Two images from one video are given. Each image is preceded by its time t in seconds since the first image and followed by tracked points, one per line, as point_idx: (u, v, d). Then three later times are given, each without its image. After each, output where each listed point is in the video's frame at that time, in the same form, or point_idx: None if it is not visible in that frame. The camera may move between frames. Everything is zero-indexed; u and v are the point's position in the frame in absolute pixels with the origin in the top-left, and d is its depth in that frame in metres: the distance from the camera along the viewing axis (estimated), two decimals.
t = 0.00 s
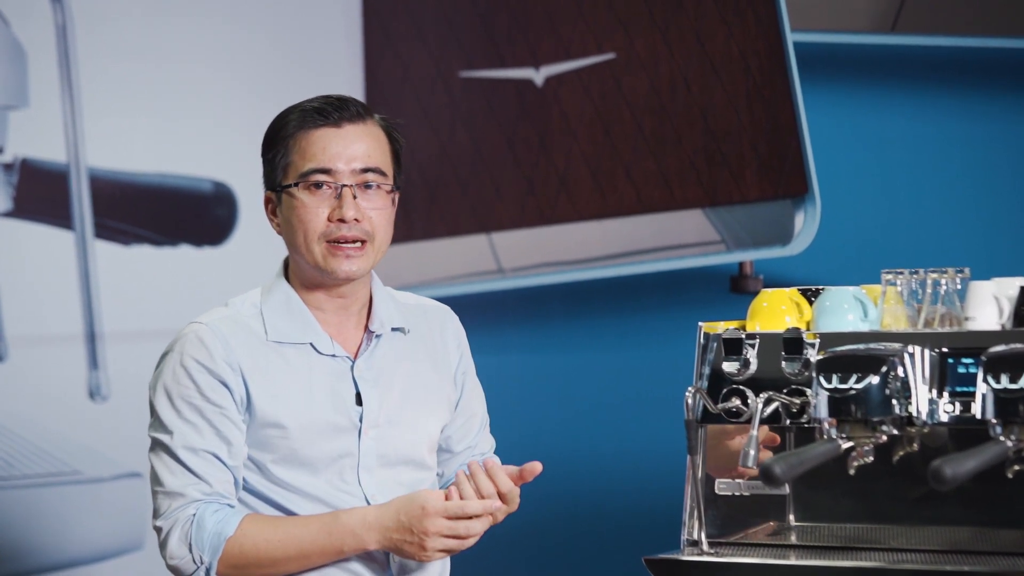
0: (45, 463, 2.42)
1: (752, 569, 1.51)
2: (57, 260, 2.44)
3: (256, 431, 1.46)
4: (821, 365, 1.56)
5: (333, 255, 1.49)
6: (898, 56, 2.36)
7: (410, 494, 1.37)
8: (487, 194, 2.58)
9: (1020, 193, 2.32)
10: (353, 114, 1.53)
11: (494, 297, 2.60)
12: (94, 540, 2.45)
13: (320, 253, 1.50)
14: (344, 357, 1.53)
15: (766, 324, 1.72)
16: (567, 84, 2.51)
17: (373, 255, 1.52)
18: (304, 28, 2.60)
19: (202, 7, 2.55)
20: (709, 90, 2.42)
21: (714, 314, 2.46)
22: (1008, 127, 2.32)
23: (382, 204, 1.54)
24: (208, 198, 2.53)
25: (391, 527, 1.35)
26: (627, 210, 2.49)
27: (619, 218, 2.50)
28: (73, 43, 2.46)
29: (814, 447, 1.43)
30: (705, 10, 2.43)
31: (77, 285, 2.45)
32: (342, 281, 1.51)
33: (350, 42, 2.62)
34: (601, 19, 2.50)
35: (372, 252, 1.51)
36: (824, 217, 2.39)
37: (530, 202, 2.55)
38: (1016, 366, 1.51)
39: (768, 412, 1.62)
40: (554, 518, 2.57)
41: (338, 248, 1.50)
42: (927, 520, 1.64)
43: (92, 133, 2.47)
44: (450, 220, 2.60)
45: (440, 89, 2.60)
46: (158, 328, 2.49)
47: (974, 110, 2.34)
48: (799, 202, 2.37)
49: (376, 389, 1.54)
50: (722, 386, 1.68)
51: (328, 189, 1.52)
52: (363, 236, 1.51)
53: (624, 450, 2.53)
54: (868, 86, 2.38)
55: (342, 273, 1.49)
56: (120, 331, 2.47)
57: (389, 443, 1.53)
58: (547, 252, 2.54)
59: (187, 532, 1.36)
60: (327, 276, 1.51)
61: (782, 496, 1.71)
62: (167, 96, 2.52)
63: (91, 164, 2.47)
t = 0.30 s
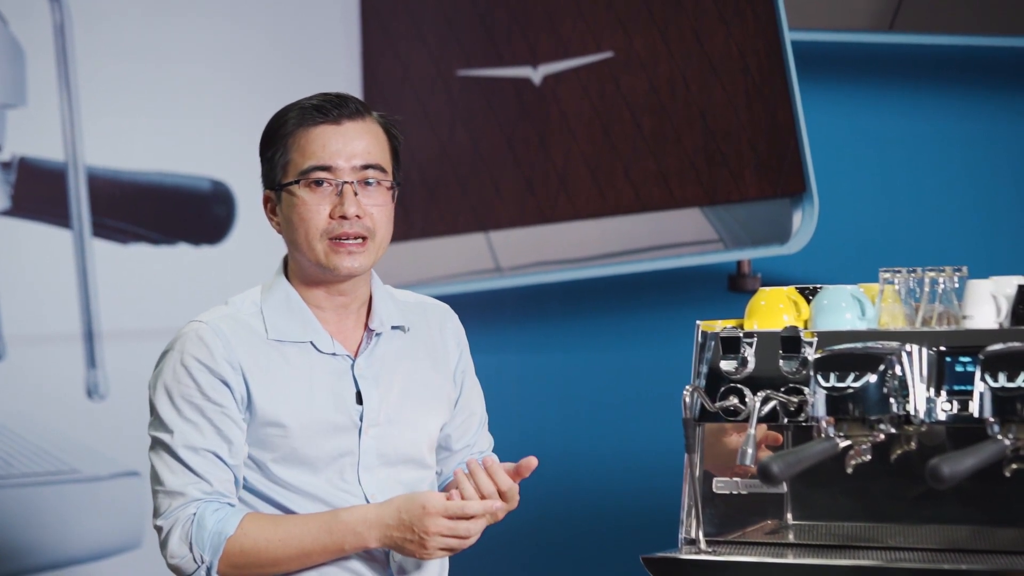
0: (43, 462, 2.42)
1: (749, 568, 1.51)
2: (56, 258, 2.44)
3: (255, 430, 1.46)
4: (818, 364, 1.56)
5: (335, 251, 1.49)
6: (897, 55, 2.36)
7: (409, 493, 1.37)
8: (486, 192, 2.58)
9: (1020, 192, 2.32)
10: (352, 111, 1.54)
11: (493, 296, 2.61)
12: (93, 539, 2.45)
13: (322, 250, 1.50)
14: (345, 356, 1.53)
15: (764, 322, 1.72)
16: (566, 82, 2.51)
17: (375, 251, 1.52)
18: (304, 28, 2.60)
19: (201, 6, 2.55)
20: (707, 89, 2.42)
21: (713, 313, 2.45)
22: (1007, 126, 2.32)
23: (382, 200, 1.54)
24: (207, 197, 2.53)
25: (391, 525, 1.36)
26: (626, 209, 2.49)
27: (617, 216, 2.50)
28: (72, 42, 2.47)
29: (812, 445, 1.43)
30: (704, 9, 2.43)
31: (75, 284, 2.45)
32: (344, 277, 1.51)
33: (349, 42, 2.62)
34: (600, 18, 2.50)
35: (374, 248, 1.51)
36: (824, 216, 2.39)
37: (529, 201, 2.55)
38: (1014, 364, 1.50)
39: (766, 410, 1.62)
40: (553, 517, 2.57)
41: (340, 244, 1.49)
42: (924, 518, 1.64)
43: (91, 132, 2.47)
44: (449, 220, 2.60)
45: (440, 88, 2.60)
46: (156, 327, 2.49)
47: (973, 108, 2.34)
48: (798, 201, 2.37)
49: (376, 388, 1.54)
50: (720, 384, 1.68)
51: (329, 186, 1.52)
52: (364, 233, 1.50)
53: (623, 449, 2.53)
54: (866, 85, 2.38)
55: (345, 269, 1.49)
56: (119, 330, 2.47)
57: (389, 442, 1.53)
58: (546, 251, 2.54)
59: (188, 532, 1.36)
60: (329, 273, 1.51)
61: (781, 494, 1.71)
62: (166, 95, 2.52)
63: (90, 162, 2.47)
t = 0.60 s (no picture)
0: (42, 461, 2.42)
1: (748, 567, 1.51)
2: (55, 257, 2.44)
3: (256, 431, 1.46)
4: (817, 363, 1.56)
5: (341, 251, 1.49)
6: (895, 54, 2.36)
7: (410, 487, 1.37)
8: (486, 191, 2.58)
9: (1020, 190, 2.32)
10: (358, 110, 1.54)
11: (493, 296, 2.60)
12: (92, 538, 2.45)
13: (328, 250, 1.50)
14: (345, 356, 1.53)
15: (763, 321, 1.72)
16: (565, 82, 2.52)
17: (379, 251, 1.52)
18: (303, 27, 2.60)
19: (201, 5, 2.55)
20: (706, 87, 2.42)
21: (713, 312, 2.45)
22: (1007, 125, 2.32)
23: (387, 201, 1.54)
24: (206, 196, 2.53)
25: (395, 519, 1.36)
26: (626, 208, 2.49)
27: (616, 215, 2.50)
28: (71, 41, 2.47)
29: (811, 444, 1.44)
30: (703, 9, 2.43)
31: (75, 283, 2.45)
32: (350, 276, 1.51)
33: (349, 41, 2.61)
34: (599, 17, 2.50)
35: (379, 248, 1.52)
36: (824, 216, 2.38)
37: (528, 200, 2.55)
38: (1013, 362, 1.50)
39: (765, 409, 1.62)
40: (552, 517, 2.57)
41: (346, 244, 1.50)
42: (922, 518, 1.64)
43: (90, 131, 2.47)
44: (449, 219, 2.60)
45: (439, 88, 2.61)
46: (155, 326, 2.48)
47: (973, 107, 2.33)
48: (797, 200, 2.37)
49: (376, 388, 1.54)
50: (718, 383, 1.68)
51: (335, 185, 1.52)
52: (371, 233, 1.51)
53: (622, 449, 2.53)
54: (865, 84, 2.38)
55: (351, 269, 1.49)
56: (118, 329, 2.47)
57: (390, 442, 1.53)
58: (545, 250, 2.54)
59: (190, 533, 1.36)
60: (334, 273, 1.51)
61: (779, 492, 1.71)
62: (166, 94, 2.52)
63: (89, 162, 2.47)
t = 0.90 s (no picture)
0: (42, 464, 2.43)
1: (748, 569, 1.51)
2: (55, 260, 2.45)
3: (257, 439, 1.46)
4: (817, 365, 1.55)
5: (367, 260, 1.51)
6: (894, 56, 2.36)
7: (415, 488, 1.37)
8: (486, 193, 2.58)
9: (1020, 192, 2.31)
10: (396, 120, 1.55)
11: (493, 298, 2.61)
12: (92, 541, 2.45)
13: (358, 255, 1.50)
14: (342, 360, 1.53)
15: (763, 324, 1.72)
16: (564, 84, 2.52)
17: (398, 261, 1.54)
18: (303, 28, 2.59)
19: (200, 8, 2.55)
20: (706, 89, 2.42)
21: (713, 314, 2.45)
22: (1007, 127, 2.32)
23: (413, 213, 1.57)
24: (206, 199, 2.52)
25: (402, 522, 1.35)
26: (626, 209, 2.49)
27: (617, 217, 2.50)
28: (71, 44, 2.47)
29: (811, 447, 1.44)
30: (702, 11, 2.43)
31: (75, 285, 2.45)
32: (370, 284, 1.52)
33: (349, 42, 2.61)
34: (598, 18, 2.50)
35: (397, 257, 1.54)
36: (824, 218, 2.39)
37: (529, 201, 2.55)
38: (1013, 365, 1.50)
39: (764, 412, 1.63)
40: (553, 519, 2.57)
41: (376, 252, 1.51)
42: (922, 519, 1.64)
43: (90, 134, 2.47)
44: (449, 221, 2.60)
45: (439, 90, 2.61)
46: (155, 329, 2.48)
47: (973, 108, 2.33)
48: (797, 202, 2.37)
49: (374, 391, 1.54)
50: (718, 386, 1.68)
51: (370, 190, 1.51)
52: (399, 243, 1.53)
53: (623, 450, 2.53)
54: (865, 86, 2.37)
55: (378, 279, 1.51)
56: (118, 332, 2.47)
57: (389, 445, 1.54)
58: (546, 252, 2.55)
59: (195, 545, 1.36)
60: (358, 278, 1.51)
61: (780, 495, 1.71)
62: (166, 96, 2.52)
63: (89, 164, 2.47)
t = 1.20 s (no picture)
0: (45, 463, 2.42)
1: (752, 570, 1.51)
2: (58, 259, 2.44)
3: (265, 440, 1.47)
4: (821, 365, 1.56)
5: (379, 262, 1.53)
6: (898, 56, 2.35)
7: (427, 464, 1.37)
8: (488, 192, 2.59)
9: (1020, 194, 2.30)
10: (407, 121, 1.55)
11: (496, 298, 2.60)
12: (94, 540, 2.44)
13: (373, 257, 1.52)
14: (344, 361, 1.54)
15: (767, 324, 1.72)
16: (568, 84, 2.52)
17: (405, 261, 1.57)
18: (303, 28, 2.59)
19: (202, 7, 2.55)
20: (709, 90, 2.42)
21: (715, 315, 2.45)
22: (1009, 128, 2.31)
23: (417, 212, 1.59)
24: (209, 199, 2.52)
25: (415, 499, 1.36)
26: (628, 210, 2.49)
27: (620, 217, 2.50)
28: (74, 44, 2.47)
29: (815, 447, 1.43)
30: (705, 13, 2.43)
31: (77, 285, 2.45)
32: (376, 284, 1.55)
33: (351, 44, 2.61)
34: (601, 19, 2.50)
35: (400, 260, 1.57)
36: (828, 219, 2.38)
37: (531, 202, 2.55)
38: (1016, 366, 1.51)
39: (769, 412, 1.62)
40: (555, 519, 2.57)
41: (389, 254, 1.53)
42: (926, 520, 1.64)
43: (93, 133, 2.47)
44: (452, 221, 2.61)
45: (441, 90, 2.61)
46: (158, 329, 2.48)
47: (974, 109, 2.32)
48: (800, 203, 2.37)
49: (376, 392, 1.56)
50: (722, 386, 1.69)
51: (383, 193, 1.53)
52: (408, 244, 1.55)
53: (624, 451, 2.53)
54: (868, 87, 2.37)
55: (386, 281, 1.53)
56: (121, 332, 2.47)
57: (387, 445, 1.55)
58: (548, 253, 2.55)
59: (215, 544, 1.34)
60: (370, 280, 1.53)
61: (783, 496, 1.71)
62: (167, 96, 2.51)
63: (92, 164, 2.47)
